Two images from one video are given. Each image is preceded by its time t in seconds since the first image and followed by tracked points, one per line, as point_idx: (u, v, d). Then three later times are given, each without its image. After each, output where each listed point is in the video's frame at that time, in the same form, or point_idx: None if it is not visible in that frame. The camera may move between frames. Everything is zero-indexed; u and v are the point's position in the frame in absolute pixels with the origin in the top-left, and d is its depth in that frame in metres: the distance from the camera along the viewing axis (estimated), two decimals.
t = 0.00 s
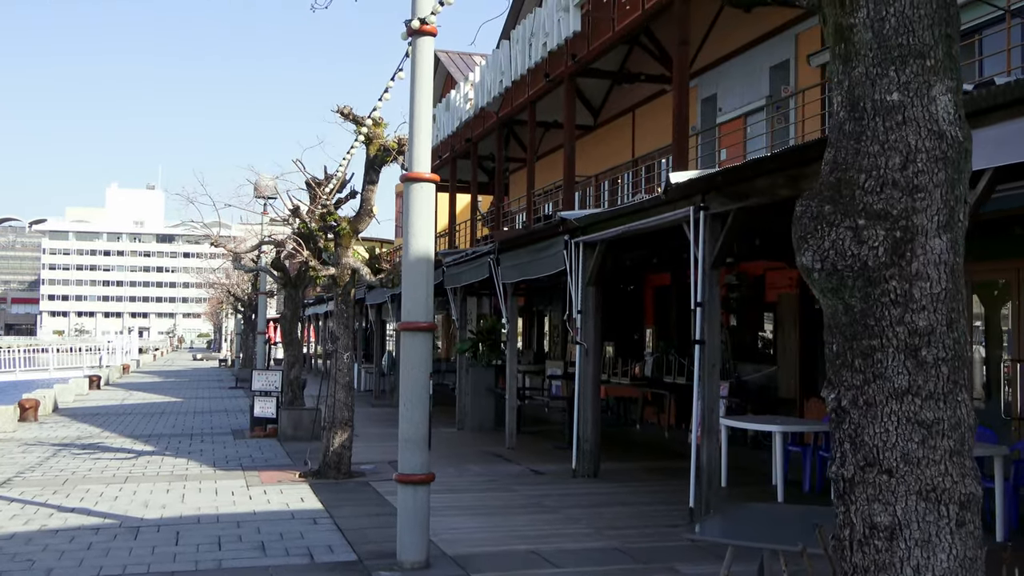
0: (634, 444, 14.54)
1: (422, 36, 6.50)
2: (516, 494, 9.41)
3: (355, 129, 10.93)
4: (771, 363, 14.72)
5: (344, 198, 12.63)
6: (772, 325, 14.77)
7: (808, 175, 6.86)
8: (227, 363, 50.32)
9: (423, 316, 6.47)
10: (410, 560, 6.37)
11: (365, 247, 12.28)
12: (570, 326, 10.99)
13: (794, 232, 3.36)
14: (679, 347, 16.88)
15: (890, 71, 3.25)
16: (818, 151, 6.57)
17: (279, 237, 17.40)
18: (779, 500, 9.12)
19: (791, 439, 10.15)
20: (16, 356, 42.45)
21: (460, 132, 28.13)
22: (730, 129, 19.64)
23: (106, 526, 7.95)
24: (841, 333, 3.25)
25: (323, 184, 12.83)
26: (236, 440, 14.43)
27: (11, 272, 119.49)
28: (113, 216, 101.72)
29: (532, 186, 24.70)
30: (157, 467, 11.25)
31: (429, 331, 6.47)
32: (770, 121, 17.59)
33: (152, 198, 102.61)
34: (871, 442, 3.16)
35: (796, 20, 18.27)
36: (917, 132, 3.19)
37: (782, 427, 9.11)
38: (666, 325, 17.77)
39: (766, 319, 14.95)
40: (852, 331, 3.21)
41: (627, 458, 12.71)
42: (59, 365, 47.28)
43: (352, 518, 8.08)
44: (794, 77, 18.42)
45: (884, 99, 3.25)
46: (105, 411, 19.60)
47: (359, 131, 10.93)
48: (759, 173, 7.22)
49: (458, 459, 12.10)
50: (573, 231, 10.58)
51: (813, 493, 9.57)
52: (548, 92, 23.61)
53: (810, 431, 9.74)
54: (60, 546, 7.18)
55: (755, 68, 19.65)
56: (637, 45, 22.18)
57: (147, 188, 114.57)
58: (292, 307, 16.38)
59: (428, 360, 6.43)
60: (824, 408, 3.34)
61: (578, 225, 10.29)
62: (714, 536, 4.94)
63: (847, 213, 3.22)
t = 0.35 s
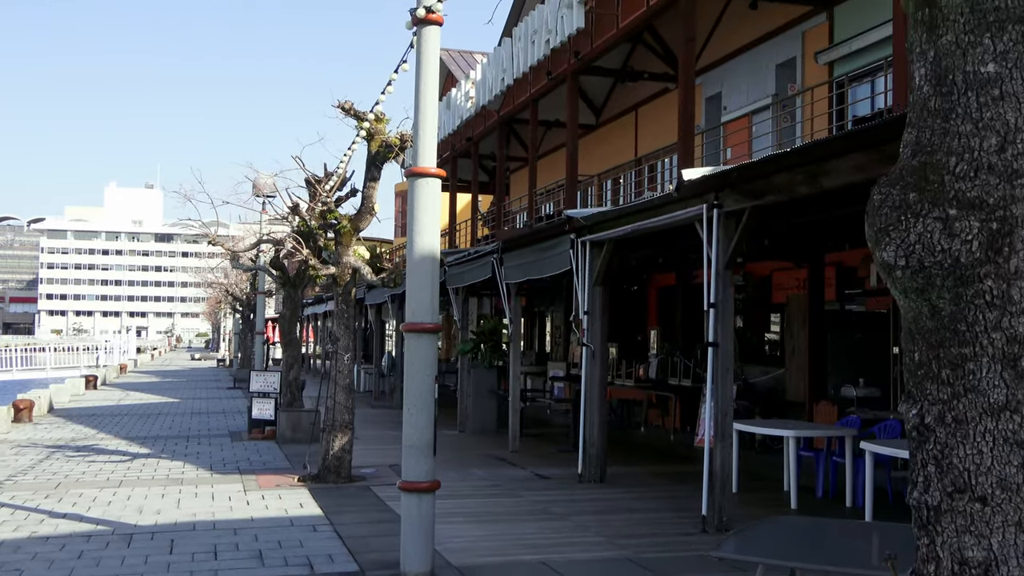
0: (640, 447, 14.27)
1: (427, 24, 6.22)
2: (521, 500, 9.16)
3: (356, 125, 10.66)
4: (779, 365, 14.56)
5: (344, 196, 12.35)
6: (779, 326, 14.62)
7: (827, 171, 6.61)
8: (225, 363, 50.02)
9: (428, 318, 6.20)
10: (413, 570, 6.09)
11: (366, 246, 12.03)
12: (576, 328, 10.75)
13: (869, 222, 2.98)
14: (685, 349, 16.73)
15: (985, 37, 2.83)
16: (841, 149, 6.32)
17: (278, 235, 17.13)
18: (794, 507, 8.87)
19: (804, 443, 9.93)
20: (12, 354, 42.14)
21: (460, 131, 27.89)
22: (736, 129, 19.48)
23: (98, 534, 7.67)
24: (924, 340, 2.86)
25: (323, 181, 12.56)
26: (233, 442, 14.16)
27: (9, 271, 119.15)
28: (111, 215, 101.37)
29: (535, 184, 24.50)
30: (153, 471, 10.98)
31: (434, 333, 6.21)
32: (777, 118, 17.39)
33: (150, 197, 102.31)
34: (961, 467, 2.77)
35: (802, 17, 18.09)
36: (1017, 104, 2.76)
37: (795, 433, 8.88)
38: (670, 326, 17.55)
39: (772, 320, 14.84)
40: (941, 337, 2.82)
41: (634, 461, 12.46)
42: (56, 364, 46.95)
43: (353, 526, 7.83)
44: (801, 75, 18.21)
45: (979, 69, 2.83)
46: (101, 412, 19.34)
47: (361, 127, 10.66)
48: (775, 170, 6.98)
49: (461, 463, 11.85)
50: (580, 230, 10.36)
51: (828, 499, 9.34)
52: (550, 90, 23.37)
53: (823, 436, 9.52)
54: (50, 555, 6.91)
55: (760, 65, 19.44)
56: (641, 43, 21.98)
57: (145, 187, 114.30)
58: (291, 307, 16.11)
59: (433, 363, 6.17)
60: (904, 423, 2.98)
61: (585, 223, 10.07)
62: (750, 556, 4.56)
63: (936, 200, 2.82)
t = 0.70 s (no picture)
0: (649, 450, 13.97)
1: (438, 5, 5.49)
2: (534, 506, 8.87)
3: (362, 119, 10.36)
4: (791, 366, 14.29)
5: (348, 193, 12.03)
6: (790, 326, 14.38)
7: (859, 162, 6.30)
8: (225, 364, 49.68)
9: (441, 316, 5.50)
10: None
11: (371, 244, 11.75)
12: (588, 327, 10.44)
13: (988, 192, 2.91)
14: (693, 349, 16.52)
15: None
16: (874, 138, 6.00)
17: (279, 234, 16.82)
18: (815, 513, 8.59)
19: (824, 446, 9.64)
20: (10, 355, 41.86)
21: (462, 130, 27.67)
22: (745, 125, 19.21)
23: (94, 542, 7.37)
24: None
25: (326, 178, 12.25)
26: (234, 445, 13.85)
27: (8, 272, 118.90)
28: (110, 216, 101.03)
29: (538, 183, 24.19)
30: (151, 475, 10.67)
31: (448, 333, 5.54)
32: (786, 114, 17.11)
33: (150, 197, 102.04)
34: None
35: (812, 12, 17.77)
36: None
37: (817, 435, 8.61)
38: (679, 327, 17.23)
39: (783, 320, 14.63)
40: None
41: (645, 465, 12.17)
42: (55, 365, 46.64)
43: (360, 534, 7.52)
44: (811, 71, 17.94)
45: None
46: (99, 414, 19.01)
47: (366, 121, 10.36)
48: (803, 162, 6.68)
49: (468, 467, 11.53)
50: (591, 227, 10.07)
51: (849, 504, 9.06)
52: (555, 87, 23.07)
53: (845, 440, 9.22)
54: (45, 564, 6.61)
55: (770, 61, 19.14)
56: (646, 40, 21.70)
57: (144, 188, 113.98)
58: (293, 307, 15.79)
59: (447, 365, 5.47)
60: None
61: (597, 220, 9.78)
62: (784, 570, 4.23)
63: None
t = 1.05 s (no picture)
0: (657, 453, 13.69)
1: None
2: (543, 512, 8.60)
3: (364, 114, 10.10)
4: (801, 367, 14.03)
5: (350, 191, 11.75)
6: (800, 326, 14.14)
7: (886, 155, 6.04)
8: (225, 366, 49.38)
9: (450, 314, 4.37)
10: None
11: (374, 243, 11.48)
12: (596, 328, 10.17)
13: None
14: (700, 350, 16.28)
15: None
16: (906, 130, 5.73)
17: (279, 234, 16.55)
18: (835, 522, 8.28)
19: (842, 450, 9.37)
20: (8, 357, 41.56)
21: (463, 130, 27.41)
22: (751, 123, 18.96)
23: (88, 551, 7.08)
24: None
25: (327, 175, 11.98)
26: (234, 448, 13.56)
27: (7, 273, 118.61)
28: (109, 216, 100.71)
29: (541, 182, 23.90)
30: (148, 480, 10.37)
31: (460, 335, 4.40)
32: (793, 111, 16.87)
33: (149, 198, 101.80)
34: None
35: (820, 8, 17.53)
36: None
37: (835, 439, 8.34)
38: (686, 327, 16.97)
39: (791, 321, 14.40)
40: None
41: (654, 469, 11.89)
42: (53, 366, 46.35)
43: (364, 542, 7.24)
44: (818, 68, 17.68)
45: None
46: (97, 416, 18.71)
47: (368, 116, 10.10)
48: (827, 154, 6.42)
49: (474, 471, 11.26)
50: (601, 225, 9.81)
51: (868, 509, 8.79)
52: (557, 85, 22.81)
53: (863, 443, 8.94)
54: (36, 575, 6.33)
55: (777, 57, 18.88)
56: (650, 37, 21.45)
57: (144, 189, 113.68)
58: (294, 308, 15.50)
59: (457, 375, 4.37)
60: None
61: (606, 217, 9.53)
62: None
63: None
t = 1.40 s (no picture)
0: (665, 457, 13.38)
1: None
2: (552, 520, 8.28)
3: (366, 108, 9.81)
4: (813, 369, 13.74)
5: (351, 188, 11.44)
6: (812, 327, 13.85)
7: (920, 146, 5.75)
8: (225, 367, 49.06)
9: (459, 313, 4.01)
10: None
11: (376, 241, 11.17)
12: (606, 328, 9.85)
13: None
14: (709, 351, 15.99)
15: None
16: (941, 118, 5.43)
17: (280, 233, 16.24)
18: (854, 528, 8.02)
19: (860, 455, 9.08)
20: (6, 358, 41.20)
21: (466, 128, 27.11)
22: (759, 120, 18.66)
23: (78, 562, 6.74)
24: None
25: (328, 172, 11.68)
26: (233, 451, 13.25)
27: (7, 273, 118.29)
28: (110, 216, 100.37)
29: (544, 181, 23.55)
30: (143, 485, 10.05)
31: (470, 337, 4.04)
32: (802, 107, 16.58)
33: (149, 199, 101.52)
34: None
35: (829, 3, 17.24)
36: None
37: (857, 444, 8.03)
38: (694, 328, 16.66)
39: (802, 321, 14.12)
40: None
41: (664, 474, 11.57)
42: (52, 367, 46.03)
43: (367, 553, 6.92)
44: (828, 64, 17.37)
45: None
46: (93, 418, 18.38)
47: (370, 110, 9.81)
48: (855, 146, 6.13)
49: (479, 476, 10.94)
50: (611, 222, 9.50)
51: (888, 517, 8.50)
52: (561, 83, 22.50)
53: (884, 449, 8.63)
54: None
55: (785, 54, 18.59)
56: (655, 34, 21.16)
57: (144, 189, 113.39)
58: (294, 308, 15.16)
59: (467, 378, 4.01)
60: None
61: (617, 213, 9.23)
62: None
63: None
